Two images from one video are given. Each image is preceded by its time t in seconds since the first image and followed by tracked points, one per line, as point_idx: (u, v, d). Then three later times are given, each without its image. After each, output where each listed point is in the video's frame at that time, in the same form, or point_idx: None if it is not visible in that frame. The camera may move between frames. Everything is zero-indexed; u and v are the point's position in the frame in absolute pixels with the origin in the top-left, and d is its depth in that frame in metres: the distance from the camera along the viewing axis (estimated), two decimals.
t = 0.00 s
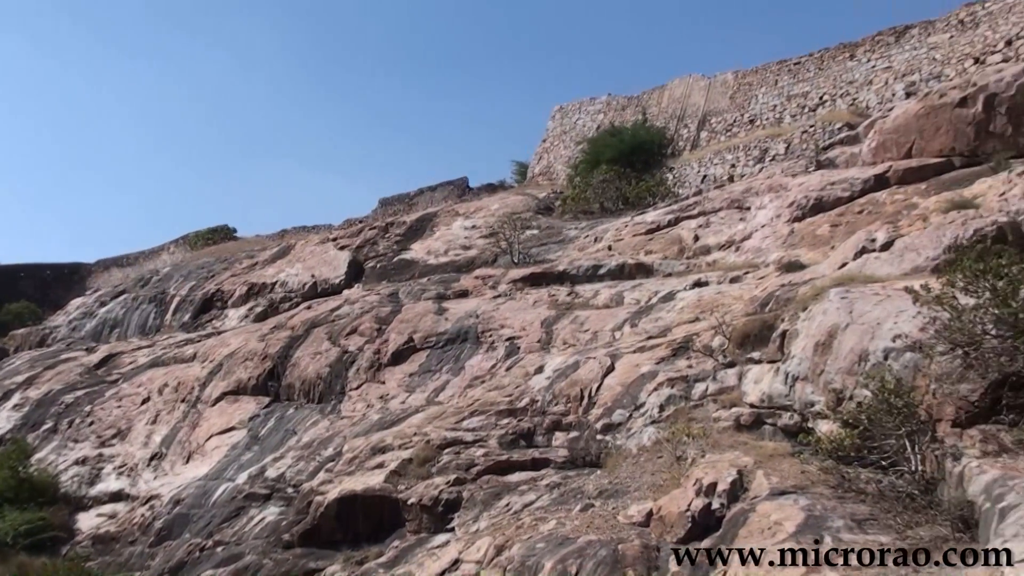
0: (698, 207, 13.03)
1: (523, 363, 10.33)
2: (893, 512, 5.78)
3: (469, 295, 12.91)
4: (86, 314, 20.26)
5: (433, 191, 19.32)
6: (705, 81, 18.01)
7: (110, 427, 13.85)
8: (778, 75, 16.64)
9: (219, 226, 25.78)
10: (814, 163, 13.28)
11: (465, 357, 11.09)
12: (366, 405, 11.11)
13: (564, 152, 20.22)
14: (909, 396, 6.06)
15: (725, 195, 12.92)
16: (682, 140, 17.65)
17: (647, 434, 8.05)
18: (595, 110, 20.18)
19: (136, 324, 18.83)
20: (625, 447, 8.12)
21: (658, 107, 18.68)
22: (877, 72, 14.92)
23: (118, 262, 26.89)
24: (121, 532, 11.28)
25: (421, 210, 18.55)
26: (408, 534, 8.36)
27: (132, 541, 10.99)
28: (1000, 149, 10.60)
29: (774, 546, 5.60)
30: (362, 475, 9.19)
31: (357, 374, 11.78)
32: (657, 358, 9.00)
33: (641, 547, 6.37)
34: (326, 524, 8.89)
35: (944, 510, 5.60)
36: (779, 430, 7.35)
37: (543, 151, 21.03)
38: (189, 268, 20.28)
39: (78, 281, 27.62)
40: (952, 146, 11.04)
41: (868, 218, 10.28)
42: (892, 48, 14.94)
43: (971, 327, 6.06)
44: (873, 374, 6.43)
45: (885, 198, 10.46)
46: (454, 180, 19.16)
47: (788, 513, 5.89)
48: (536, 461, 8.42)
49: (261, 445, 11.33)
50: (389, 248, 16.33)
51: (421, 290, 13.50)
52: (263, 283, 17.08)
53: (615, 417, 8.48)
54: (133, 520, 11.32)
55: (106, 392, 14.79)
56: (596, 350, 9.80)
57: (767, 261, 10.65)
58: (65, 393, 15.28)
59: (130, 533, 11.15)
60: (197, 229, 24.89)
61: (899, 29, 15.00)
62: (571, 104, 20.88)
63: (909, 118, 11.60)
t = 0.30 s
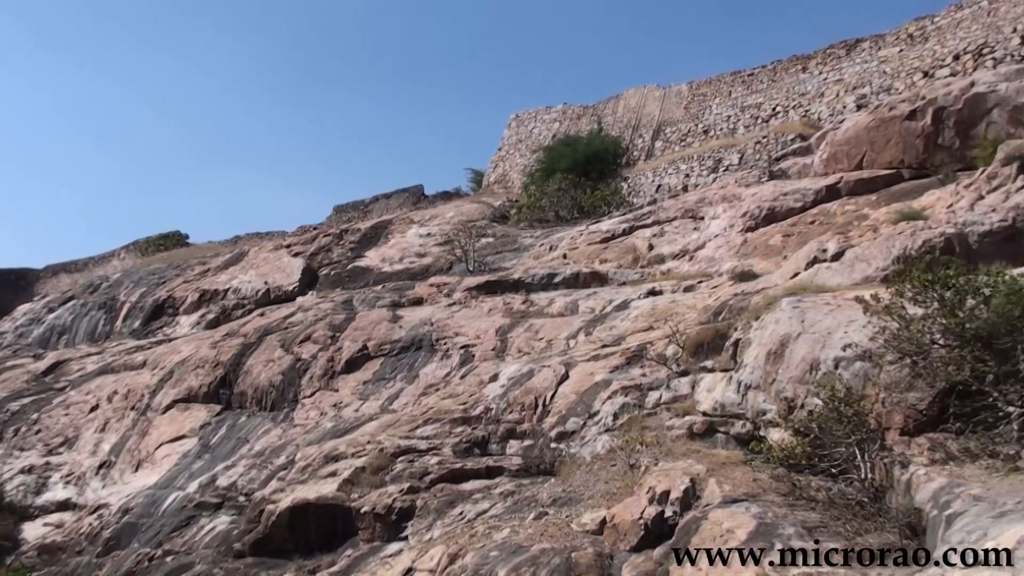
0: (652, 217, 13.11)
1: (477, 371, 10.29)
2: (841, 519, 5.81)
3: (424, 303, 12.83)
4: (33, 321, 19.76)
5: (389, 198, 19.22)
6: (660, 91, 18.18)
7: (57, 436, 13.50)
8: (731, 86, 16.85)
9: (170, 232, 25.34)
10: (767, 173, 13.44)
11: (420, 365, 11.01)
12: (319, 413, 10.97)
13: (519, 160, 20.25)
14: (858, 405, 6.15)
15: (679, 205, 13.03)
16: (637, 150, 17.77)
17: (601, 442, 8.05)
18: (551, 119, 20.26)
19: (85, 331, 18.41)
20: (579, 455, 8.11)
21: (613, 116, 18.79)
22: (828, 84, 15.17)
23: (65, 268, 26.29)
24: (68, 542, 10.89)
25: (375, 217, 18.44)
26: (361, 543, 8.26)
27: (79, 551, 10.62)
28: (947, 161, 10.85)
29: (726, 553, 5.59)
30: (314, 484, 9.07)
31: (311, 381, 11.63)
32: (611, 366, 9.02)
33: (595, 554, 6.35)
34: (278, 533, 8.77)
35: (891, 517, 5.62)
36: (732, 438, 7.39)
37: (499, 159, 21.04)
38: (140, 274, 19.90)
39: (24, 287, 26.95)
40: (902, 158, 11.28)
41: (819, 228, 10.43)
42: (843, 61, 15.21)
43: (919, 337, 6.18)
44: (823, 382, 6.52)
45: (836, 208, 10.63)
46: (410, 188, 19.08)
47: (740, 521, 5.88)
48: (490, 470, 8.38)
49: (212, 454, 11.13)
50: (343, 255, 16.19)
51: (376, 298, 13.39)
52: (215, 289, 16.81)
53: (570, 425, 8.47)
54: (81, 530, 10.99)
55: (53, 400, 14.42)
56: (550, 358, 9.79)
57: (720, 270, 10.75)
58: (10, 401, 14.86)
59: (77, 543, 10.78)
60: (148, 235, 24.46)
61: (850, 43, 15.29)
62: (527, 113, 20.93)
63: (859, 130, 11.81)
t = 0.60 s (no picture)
0: (611, 228, 13.15)
1: (436, 382, 10.22)
2: (798, 529, 5.78)
3: (382, 315, 12.73)
4: None
5: (348, 209, 19.09)
6: (618, 104, 18.29)
7: (7, 450, 13.15)
8: (689, 99, 17.00)
9: (125, 244, 24.91)
10: (724, 185, 13.55)
11: (378, 377, 10.91)
12: (277, 425, 10.82)
13: (478, 172, 20.23)
14: (814, 415, 6.19)
15: (638, 217, 13.09)
16: (596, 161, 17.85)
17: (560, 453, 8.01)
18: (510, 130, 20.28)
19: (37, 344, 18.00)
20: (538, 466, 8.07)
21: (572, 127, 18.85)
22: (784, 97, 15.36)
23: (16, 280, 25.70)
24: (18, 558, 10.56)
25: (334, 228, 18.29)
26: (319, 556, 8.13)
27: (29, 568, 10.34)
28: (901, 174, 11.03)
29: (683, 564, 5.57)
30: (271, 497, 8.93)
31: (268, 394, 11.47)
32: (570, 378, 9.01)
33: (554, 566, 6.31)
34: (234, 547, 8.61)
35: (847, 527, 5.63)
36: (690, 449, 7.38)
37: (458, 170, 21.00)
38: (94, 286, 19.52)
39: None
40: (856, 170, 11.42)
41: (776, 240, 10.53)
42: (798, 74, 15.41)
43: (874, 347, 6.27)
44: (780, 393, 6.53)
45: (792, 220, 10.74)
46: (369, 199, 18.97)
47: (698, 531, 5.85)
48: (449, 482, 8.31)
49: (168, 467, 10.91)
50: (301, 266, 16.03)
51: (334, 309, 13.26)
52: (171, 301, 16.54)
53: (528, 437, 8.43)
54: (31, 546, 10.67)
55: (4, 415, 14.06)
56: (509, 369, 9.75)
57: (678, 281, 10.81)
58: None
59: (27, 560, 10.49)
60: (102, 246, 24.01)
61: (804, 57, 15.50)
62: (486, 124, 20.93)
63: (815, 142, 11.95)
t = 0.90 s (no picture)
0: (572, 240, 13.17)
1: (396, 394, 10.13)
2: (756, 541, 5.79)
3: (342, 326, 12.62)
4: None
5: (309, 219, 18.94)
6: (580, 117, 18.37)
7: None
8: (650, 112, 17.11)
9: (81, 253, 24.47)
10: (684, 199, 13.64)
11: (338, 388, 10.80)
12: (235, 437, 10.67)
13: (440, 183, 20.18)
14: (772, 428, 6.23)
15: (599, 229, 13.13)
16: (557, 174, 17.89)
17: (520, 465, 7.98)
18: (472, 142, 20.27)
19: None
20: (498, 478, 8.02)
21: (534, 139, 18.88)
22: (744, 112, 15.52)
23: None
24: None
25: (295, 238, 18.13)
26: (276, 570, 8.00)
27: None
28: (858, 190, 11.19)
29: None
30: (229, 510, 8.79)
31: (226, 405, 11.31)
32: (531, 390, 8.98)
33: None
34: (190, 561, 8.45)
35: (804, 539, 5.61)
36: (649, 461, 7.37)
37: (419, 181, 20.93)
38: (49, 295, 19.14)
39: None
40: (814, 185, 11.56)
41: (735, 253, 10.61)
42: (758, 89, 15.57)
43: (831, 361, 6.35)
44: (738, 406, 6.56)
45: (751, 234, 10.83)
46: (330, 210, 18.84)
47: (656, 543, 5.84)
48: (408, 494, 8.22)
49: (123, 480, 10.70)
50: (261, 276, 15.86)
51: (293, 320, 13.12)
52: (128, 311, 16.26)
53: (489, 449, 8.39)
54: None
55: None
56: (470, 381, 9.70)
57: (639, 294, 10.84)
58: None
59: None
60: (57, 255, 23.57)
61: (764, 72, 15.67)
62: (448, 136, 20.90)
63: (774, 157, 12.08)
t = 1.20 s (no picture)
0: (532, 252, 13.19)
1: (354, 405, 10.04)
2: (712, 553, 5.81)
3: (300, 336, 12.51)
4: None
5: (267, 229, 18.77)
6: (540, 129, 18.44)
7: None
8: (610, 125, 17.21)
9: (32, 261, 23.99)
10: (644, 211, 13.73)
11: (295, 400, 10.68)
12: (189, 448, 10.51)
13: (400, 193, 20.12)
14: (729, 439, 6.27)
15: (559, 241, 13.16)
16: (517, 185, 17.91)
17: (478, 477, 7.94)
18: (432, 153, 20.24)
19: None
20: (456, 490, 7.98)
21: (494, 151, 18.90)
22: (702, 126, 15.67)
23: None
24: None
25: (253, 248, 17.95)
26: None
27: None
28: (814, 205, 11.35)
29: None
30: (183, 522, 8.64)
31: (181, 416, 11.14)
32: (489, 401, 8.95)
33: None
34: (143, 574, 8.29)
35: (759, 550, 5.62)
36: (607, 472, 7.36)
37: (379, 192, 20.84)
38: None
39: None
40: (772, 200, 11.69)
41: (694, 266, 10.70)
42: (716, 103, 15.74)
43: (787, 373, 6.42)
44: (695, 418, 6.60)
45: (709, 247, 10.93)
46: (288, 219, 18.68)
47: (614, 555, 5.82)
48: (365, 506, 8.13)
49: (74, 492, 10.48)
50: (218, 286, 15.67)
51: (250, 330, 12.98)
52: (82, 320, 15.96)
53: (447, 461, 8.34)
54: None
55: None
56: (429, 392, 9.66)
57: (598, 306, 10.88)
58: None
59: None
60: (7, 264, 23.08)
61: (722, 86, 15.84)
62: (408, 146, 20.85)
63: (732, 171, 12.21)
